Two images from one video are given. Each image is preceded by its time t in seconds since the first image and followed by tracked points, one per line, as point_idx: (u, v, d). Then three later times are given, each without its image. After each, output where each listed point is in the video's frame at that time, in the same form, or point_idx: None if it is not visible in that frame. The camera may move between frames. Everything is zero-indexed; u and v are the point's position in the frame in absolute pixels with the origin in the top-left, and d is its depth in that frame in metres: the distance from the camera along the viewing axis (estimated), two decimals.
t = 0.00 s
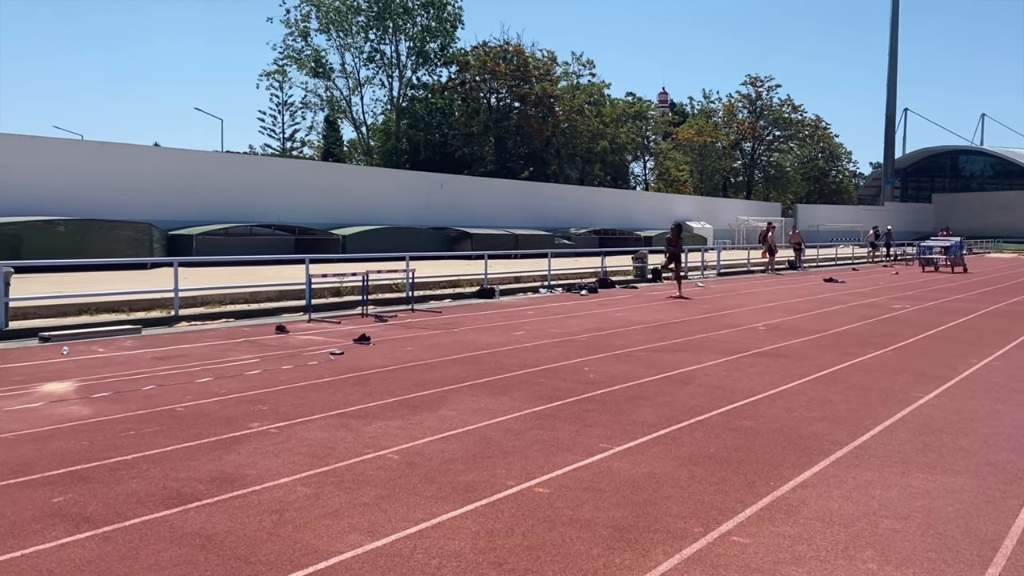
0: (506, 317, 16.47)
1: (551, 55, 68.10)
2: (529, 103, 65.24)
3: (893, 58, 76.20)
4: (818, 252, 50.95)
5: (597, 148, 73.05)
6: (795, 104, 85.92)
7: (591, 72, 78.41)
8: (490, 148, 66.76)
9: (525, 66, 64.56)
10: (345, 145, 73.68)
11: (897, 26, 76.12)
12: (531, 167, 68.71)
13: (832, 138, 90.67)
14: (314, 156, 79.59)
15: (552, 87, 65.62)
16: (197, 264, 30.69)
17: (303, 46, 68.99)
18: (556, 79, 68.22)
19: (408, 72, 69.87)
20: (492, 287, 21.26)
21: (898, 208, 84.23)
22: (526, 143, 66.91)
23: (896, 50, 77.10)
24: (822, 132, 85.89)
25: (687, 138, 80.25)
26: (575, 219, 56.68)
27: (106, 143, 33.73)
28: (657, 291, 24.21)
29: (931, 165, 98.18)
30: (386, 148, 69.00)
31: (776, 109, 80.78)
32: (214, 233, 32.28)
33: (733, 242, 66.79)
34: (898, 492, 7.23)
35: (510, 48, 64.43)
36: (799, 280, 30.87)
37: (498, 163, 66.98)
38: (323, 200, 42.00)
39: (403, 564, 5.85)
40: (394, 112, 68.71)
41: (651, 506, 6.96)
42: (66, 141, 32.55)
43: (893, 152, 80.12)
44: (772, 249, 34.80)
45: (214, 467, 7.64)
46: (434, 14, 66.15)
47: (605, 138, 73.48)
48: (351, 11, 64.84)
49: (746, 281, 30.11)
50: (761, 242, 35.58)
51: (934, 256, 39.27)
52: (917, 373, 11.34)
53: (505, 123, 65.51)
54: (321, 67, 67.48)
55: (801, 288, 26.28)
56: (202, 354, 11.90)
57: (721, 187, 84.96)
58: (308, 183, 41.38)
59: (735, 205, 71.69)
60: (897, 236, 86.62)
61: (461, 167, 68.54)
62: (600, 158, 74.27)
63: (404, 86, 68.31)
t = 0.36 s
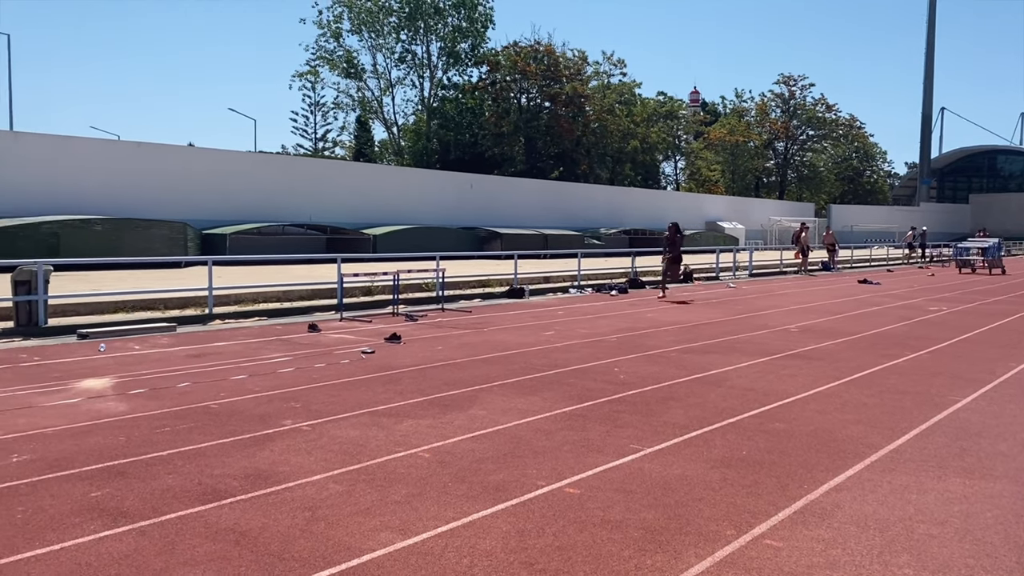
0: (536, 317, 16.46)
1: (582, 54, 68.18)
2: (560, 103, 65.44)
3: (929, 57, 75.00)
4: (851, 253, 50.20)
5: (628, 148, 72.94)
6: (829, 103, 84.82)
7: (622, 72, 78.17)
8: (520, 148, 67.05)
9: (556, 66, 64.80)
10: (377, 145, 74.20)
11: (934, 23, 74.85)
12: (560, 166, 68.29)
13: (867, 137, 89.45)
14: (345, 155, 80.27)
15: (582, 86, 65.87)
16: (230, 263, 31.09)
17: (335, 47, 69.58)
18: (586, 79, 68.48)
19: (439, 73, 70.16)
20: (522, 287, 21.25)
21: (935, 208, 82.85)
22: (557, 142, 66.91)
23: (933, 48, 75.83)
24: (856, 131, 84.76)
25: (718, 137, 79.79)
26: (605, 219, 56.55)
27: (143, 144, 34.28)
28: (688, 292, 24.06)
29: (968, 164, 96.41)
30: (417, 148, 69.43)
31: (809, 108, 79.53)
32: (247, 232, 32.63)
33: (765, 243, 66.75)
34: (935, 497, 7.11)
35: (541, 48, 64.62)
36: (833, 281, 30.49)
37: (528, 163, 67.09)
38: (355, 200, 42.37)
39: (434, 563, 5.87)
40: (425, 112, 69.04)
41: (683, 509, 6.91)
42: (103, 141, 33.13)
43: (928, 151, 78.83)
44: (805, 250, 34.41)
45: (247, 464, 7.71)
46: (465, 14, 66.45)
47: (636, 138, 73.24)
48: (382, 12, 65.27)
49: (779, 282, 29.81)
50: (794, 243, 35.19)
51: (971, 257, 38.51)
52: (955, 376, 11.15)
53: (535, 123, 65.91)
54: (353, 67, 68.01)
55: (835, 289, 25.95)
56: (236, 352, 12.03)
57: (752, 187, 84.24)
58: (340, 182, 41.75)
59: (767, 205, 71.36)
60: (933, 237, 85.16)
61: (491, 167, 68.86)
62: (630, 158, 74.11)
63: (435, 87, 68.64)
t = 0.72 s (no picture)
0: (571, 317, 16.44)
1: (617, 53, 67.82)
2: (595, 102, 65.26)
3: (973, 54, 73.36)
4: (891, 254, 49.31)
5: (663, 147, 72.44)
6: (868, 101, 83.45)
7: (658, 71, 77.68)
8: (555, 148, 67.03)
9: (591, 66, 64.57)
10: (412, 145, 74.61)
11: (978, 20, 73.19)
12: (595, 167, 68.72)
13: (907, 136, 87.86)
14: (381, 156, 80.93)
15: (618, 86, 65.46)
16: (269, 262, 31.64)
17: (371, 48, 70.10)
18: (622, 77, 67.96)
19: (474, 73, 70.31)
20: (556, 287, 21.23)
21: (978, 208, 81.06)
22: (591, 142, 66.70)
23: (977, 45, 74.20)
24: (896, 130, 83.33)
25: (755, 136, 78.93)
26: (639, 219, 56.28)
27: (184, 144, 34.88)
28: (724, 293, 23.85)
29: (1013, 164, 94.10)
30: (451, 147, 69.70)
31: (849, 107, 78.39)
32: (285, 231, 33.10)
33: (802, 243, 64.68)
34: (978, 503, 6.96)
35: (576, 48, 64.45)
36: (873, 283, 30.00)
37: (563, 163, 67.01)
38: (390, 200, 42.66)
39: (470, 561, 5.89)
40: (460, 113, 69.21)
41: (719, 511, 6.85)
42: (143, 142, 33.68)
43: (971, 151, 77.16)
44: (844, 250, 33.96)
45: (285, 461, 7.80)
46: (500, 15, 66.55)
47: (672, 137, 72.73)
48: (418, 13, 65.60)
49: (817, 283, 29.41)
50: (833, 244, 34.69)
51: (1016, 259, 37.56)
52: (999, 380, 10.91)
53: (569, 123, 65.96)
54: (389, 68, 68.46)
55: (875, 291, 25.52)
56: (274, 350, 12.19)
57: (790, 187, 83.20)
58: (376, 182, 42.09)
59: (804, 205, 70.81)
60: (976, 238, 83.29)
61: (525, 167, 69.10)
62: (666, 157, 73.63)
63: (470, 87, 68.81)
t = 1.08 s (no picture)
0: (611, 317, 16.41)
1: (659, 52, 67.40)
2: (636, 101, 65.02)
3: None
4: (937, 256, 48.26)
5: (705, 146, 71.95)
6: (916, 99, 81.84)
7: (699, 69, 77.11)
8: (595, 147, 67.03)
9: (632, 65, 64.17)
10: (452, 145, 75.09)
11: None
12: (635, 166, 67.87)
13: (955, 134, 85.99)
14: (421, 155, 81.56)
15: (658, 84, 64.99)
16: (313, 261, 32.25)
17: (413, 48, 70.63)
18: (663, 76, 67.52)
19: (514, 73, 70.50)
20: (595, 287, 21.19)
21: None
22: (632, 142, 66.46)
23: None
24: (944, 128, 81.65)
25: (799, 135, 77.97)
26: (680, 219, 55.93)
27: (231, 145, 35.51)
28: (766, 294, 23.59)
29: None
30: (491, 147, 70.06)
31: (895, 105, 77.00)
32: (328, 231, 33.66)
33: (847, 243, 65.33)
34: None
35: (617, 47, 64.17)
36: (920, 284, 29.42)
37: (603, 162, 66.95)
38: (431, 199, 42.91)
39: (511, 559, 5.90)
40: (500, 113, 69.52)
41: (763, 514, 6.78)
42: (191, 142, 34.37)
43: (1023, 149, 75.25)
44: (889, 251, 33.43)
45: (328, 457, 7.89)
46: (541, 14, 66.60)
47: (713, 136, 72.23)
48: (459, 13, 65.91)
49: (862, 284, 28.91)
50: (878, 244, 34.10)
51: None
52: None
53: (609, 122, 65.51)
54: (430, 69, 68.90)
55: (923, 292, 24.99)
56: (316, 347, 12.33)
57: (834, 186, 82.08)
58: (417, 181, 42.37)
59: (848, 205, 69.90)
60: None
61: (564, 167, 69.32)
62: (707, 156, 73.11)
63: (510, 87, 68.99)
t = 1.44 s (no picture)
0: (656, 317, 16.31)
1: (706, 50, 66.76)
2: (682, 99, 64.30)
3: None
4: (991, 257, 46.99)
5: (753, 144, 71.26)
6: (971, 96, 79.83)
7: (747, 67, 76.34)
8: (640, 145, 66.84)
9: (678, 63, 63.65)
10: (497, 145, 75.44)
11: None
12: (681, 164, 67.39)
13: (1013, 132, 83.70)
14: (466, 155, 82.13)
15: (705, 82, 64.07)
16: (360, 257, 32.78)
17: (458, 48, 71.12)
18: (710, 74, 66.83)
19: (559, 71, 70.58)
20: (640, 287, 21.09)
21: None
22: (678, 140, 65.98)
23: None
24: (1001, 125, 79.53)
25: (849, 133, 76.73)
26: (727, 218, 55.37)
27: (281, 145, 36.12)
28: (816, 294, 23.24)
29: None
30: (536, 147, 70.41)
31: (950, 102, 75.19)
32: (375, 229, 34.19)
33: (900, 243, 64.11)
34: None
35: (664, 45, 63.72)
36: (976, 286, 28.68)
37: (649, 161, 66.72)
38: (476, 198, 43.11)
39: (559, 558, 5.90)
40: (545, 112, 69.80)
41: (814, 518, 6.68)
42: (243, 143, 35.04)
43: None
44: (943, 251, 32.70)
45: (376, 453, 7.97)
46: (587, 13, 66.49)
47: (761, 134, 71.81)
48: (505, 13, 66.15)
49: (915, 286, 28.30)
50: (931, 244, 33.35)
51: None
52: None
53: (655, 121, 65.49)
54: (475, 68, 69.26)
55: (980, 294, 24.36)
56: (363, 345, 12.47)
57: (885, 185, 80.59)
58: (463, 180, 42.61)
59: (900, 204, 68.71)
60: None
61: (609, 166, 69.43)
62: (755, 154, 72.57)
63: (555, 86, 69.12)
